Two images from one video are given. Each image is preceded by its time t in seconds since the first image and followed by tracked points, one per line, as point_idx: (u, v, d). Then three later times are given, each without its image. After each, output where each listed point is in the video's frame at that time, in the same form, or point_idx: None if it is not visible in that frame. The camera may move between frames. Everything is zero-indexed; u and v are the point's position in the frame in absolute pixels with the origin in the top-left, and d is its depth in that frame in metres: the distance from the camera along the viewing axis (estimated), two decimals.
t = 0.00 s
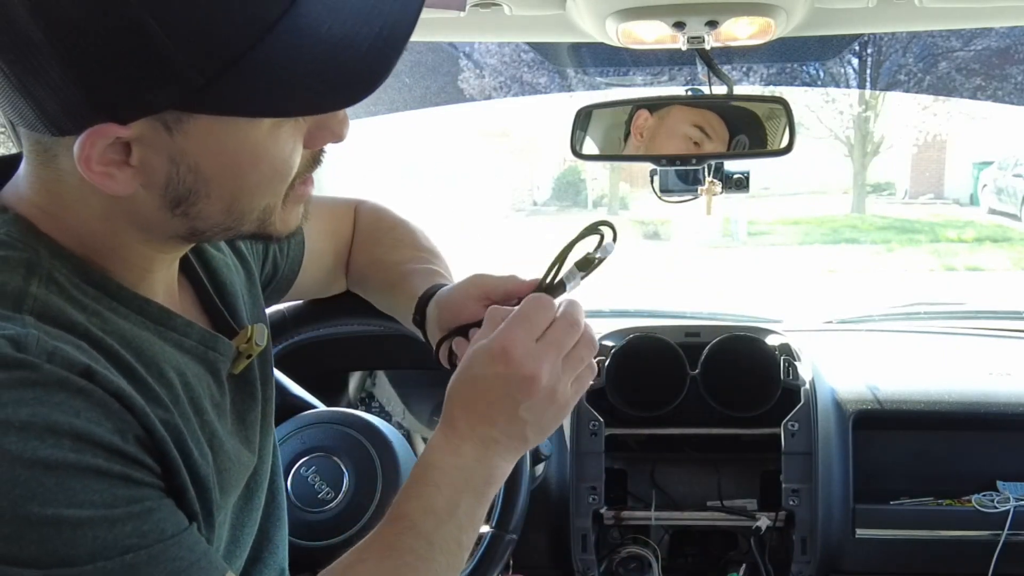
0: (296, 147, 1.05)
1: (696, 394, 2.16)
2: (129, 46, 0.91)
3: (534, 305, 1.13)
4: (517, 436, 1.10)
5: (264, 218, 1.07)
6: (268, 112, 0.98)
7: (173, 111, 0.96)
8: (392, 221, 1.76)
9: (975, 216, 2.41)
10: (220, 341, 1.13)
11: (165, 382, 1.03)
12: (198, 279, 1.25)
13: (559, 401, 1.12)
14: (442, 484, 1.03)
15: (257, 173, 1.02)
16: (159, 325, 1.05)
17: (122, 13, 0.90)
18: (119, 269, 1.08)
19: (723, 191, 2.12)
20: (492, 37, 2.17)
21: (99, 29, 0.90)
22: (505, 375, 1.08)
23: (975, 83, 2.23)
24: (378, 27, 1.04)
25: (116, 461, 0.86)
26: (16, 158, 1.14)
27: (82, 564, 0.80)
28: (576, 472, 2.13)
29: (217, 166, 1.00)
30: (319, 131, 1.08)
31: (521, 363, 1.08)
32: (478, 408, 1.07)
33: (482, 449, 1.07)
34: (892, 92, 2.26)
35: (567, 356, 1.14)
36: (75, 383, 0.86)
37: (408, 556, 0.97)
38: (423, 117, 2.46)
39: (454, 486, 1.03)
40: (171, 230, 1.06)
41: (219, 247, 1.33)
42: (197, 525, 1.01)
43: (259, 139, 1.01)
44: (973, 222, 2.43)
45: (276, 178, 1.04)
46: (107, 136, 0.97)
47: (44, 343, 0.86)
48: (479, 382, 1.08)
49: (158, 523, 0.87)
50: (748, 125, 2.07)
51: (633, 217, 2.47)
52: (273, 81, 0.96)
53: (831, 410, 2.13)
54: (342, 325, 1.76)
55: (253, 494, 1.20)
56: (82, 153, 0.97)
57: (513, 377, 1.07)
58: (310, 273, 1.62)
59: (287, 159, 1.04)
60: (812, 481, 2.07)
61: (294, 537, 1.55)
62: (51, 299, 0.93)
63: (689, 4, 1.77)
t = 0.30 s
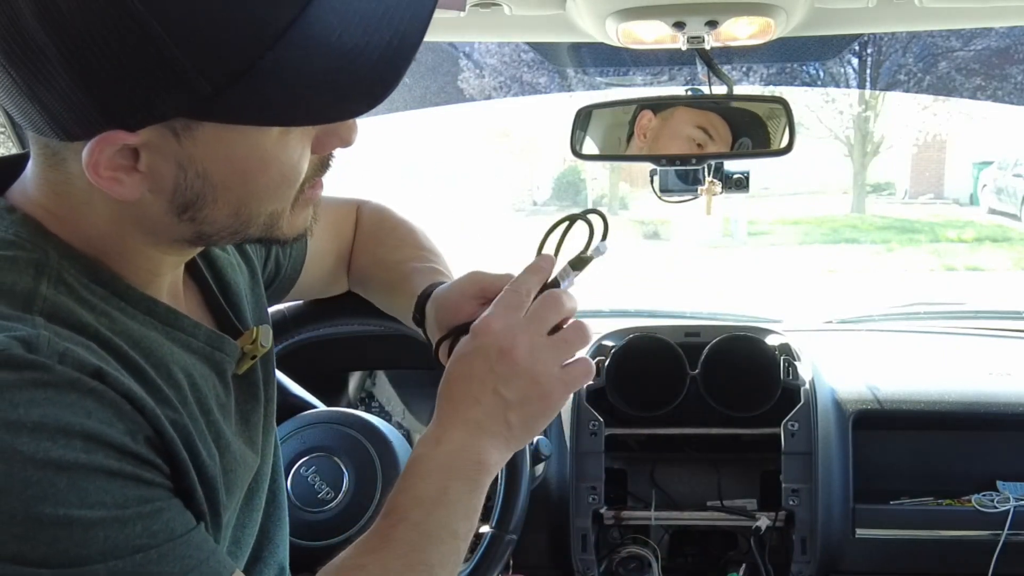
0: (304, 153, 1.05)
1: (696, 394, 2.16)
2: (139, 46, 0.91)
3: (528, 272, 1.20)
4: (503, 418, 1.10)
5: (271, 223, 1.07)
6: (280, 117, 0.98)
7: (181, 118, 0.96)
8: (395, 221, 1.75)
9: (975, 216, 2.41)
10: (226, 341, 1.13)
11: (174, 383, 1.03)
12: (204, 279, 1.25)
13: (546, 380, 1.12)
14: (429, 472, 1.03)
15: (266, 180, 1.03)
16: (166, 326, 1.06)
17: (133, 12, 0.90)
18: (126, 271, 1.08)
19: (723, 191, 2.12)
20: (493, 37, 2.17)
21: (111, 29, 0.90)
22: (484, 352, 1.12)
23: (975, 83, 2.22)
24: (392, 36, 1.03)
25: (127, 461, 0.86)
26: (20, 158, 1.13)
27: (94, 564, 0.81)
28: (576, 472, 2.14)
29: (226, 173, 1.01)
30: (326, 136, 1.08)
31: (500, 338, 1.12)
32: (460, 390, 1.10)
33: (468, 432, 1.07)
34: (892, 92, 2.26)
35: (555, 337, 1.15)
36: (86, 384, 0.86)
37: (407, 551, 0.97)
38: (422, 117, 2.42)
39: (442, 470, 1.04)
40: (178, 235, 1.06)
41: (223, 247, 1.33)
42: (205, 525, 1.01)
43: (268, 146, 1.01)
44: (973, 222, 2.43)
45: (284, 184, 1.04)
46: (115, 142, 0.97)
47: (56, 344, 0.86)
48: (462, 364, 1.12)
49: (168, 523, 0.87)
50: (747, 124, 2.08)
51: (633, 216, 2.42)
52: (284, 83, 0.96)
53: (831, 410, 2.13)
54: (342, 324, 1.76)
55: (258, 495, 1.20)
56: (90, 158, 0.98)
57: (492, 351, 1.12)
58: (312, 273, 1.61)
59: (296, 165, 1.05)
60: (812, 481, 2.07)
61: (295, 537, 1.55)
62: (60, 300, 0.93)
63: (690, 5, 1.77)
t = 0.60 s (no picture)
0: (307, 156, 1.05)
1: (696, 394, 2.16)
2: (139, 49, 0.91)
3: (520, 272, 1.19)
4: (492, 415, 1.11)
5: (272, 226, 1.07)
6: (281, 122, 0.98)
7: (183, 120, 0.96)
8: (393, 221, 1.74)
9: (975, 217, 2.43)
10: (226, 344, 1.13)
11: (173, 386, 1.03)
12: (205, 280, 1.25)
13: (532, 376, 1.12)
14: (420, 474, 1.05)
15: (268, 184, 1.02)
16: (166, 329, 1.05)
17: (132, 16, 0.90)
18: (127, 273, 1.08)
19: (723, 191, 2.12)
20: (493, 37, 2.17)
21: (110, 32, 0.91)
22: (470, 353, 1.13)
23: (976, 83, 2.22)
24: (392, 41, 1.03)
25: (125, 465, 0.87)
26: (21, 160, 1.13)
27: (91, 568, 0.81)
28: (576, 472, 2.13)
29: (228, 177, 1.01)
30: (329, 138, 1.08)
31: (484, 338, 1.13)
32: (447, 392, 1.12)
33: (455, 433, 1.09)
34: (893, 92, 2.26)
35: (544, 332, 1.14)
36: (85, 388, 0.86)
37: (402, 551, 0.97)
38: (423, 118, 2.42)
39: (430, 471, 1.06)
40: (180, 237, 1.06)
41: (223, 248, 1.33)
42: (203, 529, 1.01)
43: (270, 149, 1.01)
44: (973, 223, 2.46)
45: (287, 187, 1.04)
46: (117, 145, 0.97)
47: (55, 347, 0.86)
48: (452, 365, 1.14)
49: (165, 527, 0.87)
50: (746, 124, 2.07)
51: (633, 217, 2.43)
52: (284, 87, 0.96)
53: (831, 410, 2.13)
54: (342, 324, 1.76)
55: (257, 497, 1.20)
56: (92, 161, 0.97)
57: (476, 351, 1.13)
58: (311, 273, 1.61)
59: (298, 167, 1.04)
60: (812, 481, 2.07)
61: (295, 537, 1.55)
62: (60, 304, 0.93)
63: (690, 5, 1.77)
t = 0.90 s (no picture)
0: (309, 150, 1.06)
1: (696, 394, 2.16)
2: (144, 46, 0.91)
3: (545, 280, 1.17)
4: (508, 427, 1.09)
5: (273, 221, 1.08)
6: (283, 116, 0.98)
7: (186, 114, 0.96)
8: (395, 223, 1.76)
9: (975, 216, 2.41)
10: (226, 343, 1.13)
11: (174, 385, 1.03)
12: (204, 281, 1.25)
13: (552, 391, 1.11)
14: (433, 480, 1.04)
15: (272, 176, 1.03)
16: (167, 328, 1.05)
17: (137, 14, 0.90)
18: (128, 270, 1.08)
19: (723, 191, 2.12)
20: (493, 38, 2.17)
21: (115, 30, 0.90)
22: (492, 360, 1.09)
23: (975, 83, 2.22)
24: (386, 42, 1.04)
25: (131, 463, 0.87)
26: (22, 159, 1.13)
27: (99, 566, 0.81)
28: (576, 472, 2.13)
29: (231, 170, 1.01)
30: (332, 134, 1.08)
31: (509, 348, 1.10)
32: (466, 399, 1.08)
33: (471, 443, 1.07)
34: (892, 91, 2.26)
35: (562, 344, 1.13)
36: (91, 387, 0.86)
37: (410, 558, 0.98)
38: (423, 118, 2.43)
39: (445, 481, 1.04)
40: (181, 233, 1.06)
41: (221, 249, 1.33)
42: (207, 527, 1.01)
43: (273, 143, 1.01)
44: (973, 222, 2.44)
45: (288, 181, 1.05)
46: (120, 138, 0.96)
47: (61, 346, 0.86)
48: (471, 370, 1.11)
49: (172, 524, 0.87)
50: (747, 124, 2.08)
51: (633, 216, 2.43)
52: (284, 85, 0.96)
53: (831, 410, 2.12)
54: (342, 325, 1.74)
55: (257, 498, 1.20)
56: (95, 153, 0.97)
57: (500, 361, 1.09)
58: (312, 275, 1.61)
59: (301, 161, 1.05)
60: (812, 481, 2.06)
61: (295, 538, 1.55)
62: (63, 302, 0.93)
63: (691, 4, 1.77)
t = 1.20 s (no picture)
0: (304, 144, 1.06)
1: (696, 395, 2.16)
2: (143, 42, 0.91)
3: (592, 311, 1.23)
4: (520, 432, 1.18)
5: (270, 215, 1.07)
6: (280, 108, 0.99)
7: (180, 107, 0.96)
8: (395, 224, 1.76)
9: (975, 217, 2.43)
10: (224, 341, 1.13)
11: (174, 379, 1.03)
12: (202, 282, 1.25)
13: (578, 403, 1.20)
14: (459, 474, 1.08)
15: (267, 171, 1.03)
16: (165, 325, 1.05)
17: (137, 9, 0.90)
18: (125, 268, 1.08)
19: (723, 191, 2.12)
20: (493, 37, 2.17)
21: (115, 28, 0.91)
22: (536, 362, 1.15)
23: (975, 83, 2.23)
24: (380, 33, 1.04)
25: (136, 454, 0.87)
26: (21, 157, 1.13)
27: (107, 556, 0.81)
28: (576, 472, 2.13)
29: (227, 164, 1.01)
30: (327, 128, 1.09)
31: (553, 355, 1.16)
32: (503, 394, 1.14)
33: (494, 438, 1.14)
34: (893, 92, 2.27)
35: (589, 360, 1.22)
36: (95, 379, 0.86)
37: (427, 550, 1.02)
38: (423, 118, 2.45)
39: (468, 470, 1.09)
40: (179, 228, 1.06)
41: (218, 248, 1.33)
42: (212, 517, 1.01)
43: (269, 137, 1.01)
44: (974, 223, 2.45)
45: (284, 176, 1.05)
46: (116, 133, 0.97)
47: (63, 340, 0.86)
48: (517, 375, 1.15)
49: (179, 513, 0.88)
50: (748, 124, 2.07)
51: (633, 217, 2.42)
52: (279, 77, 0.97)
53: (831, 410, 2.12)
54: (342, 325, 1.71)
55: (257, 496, 1.20)
56: (90, 149, 0.97)
57: (544, 366, 1.15)
58: (311, 276, 1.61)
59: (296, 156, 1.05)
60: (812, 481, 2.06)
61: (294, 537, 1.54)
62: (63, 299, 0.93)
63: (691, 4, 1.77)
